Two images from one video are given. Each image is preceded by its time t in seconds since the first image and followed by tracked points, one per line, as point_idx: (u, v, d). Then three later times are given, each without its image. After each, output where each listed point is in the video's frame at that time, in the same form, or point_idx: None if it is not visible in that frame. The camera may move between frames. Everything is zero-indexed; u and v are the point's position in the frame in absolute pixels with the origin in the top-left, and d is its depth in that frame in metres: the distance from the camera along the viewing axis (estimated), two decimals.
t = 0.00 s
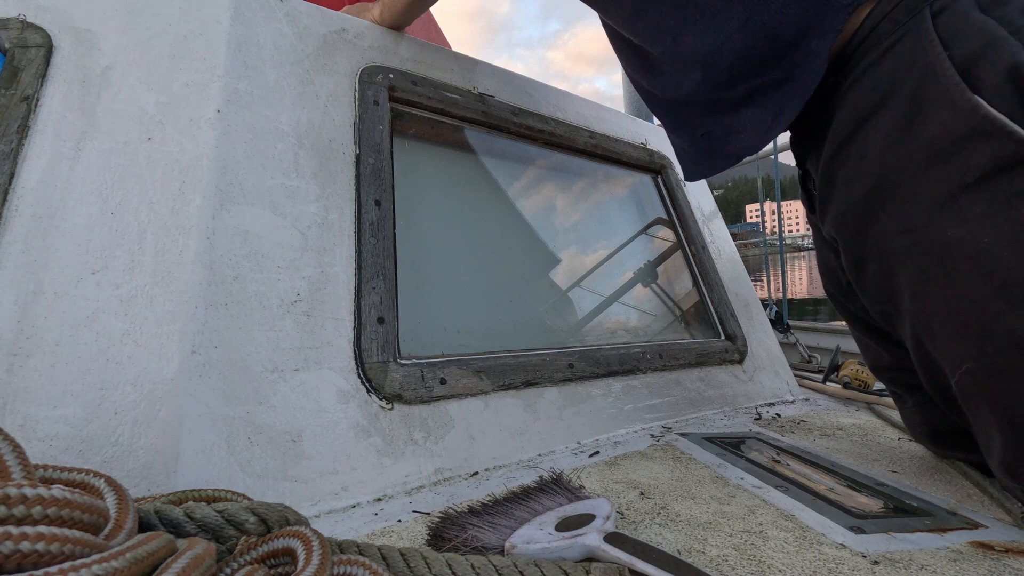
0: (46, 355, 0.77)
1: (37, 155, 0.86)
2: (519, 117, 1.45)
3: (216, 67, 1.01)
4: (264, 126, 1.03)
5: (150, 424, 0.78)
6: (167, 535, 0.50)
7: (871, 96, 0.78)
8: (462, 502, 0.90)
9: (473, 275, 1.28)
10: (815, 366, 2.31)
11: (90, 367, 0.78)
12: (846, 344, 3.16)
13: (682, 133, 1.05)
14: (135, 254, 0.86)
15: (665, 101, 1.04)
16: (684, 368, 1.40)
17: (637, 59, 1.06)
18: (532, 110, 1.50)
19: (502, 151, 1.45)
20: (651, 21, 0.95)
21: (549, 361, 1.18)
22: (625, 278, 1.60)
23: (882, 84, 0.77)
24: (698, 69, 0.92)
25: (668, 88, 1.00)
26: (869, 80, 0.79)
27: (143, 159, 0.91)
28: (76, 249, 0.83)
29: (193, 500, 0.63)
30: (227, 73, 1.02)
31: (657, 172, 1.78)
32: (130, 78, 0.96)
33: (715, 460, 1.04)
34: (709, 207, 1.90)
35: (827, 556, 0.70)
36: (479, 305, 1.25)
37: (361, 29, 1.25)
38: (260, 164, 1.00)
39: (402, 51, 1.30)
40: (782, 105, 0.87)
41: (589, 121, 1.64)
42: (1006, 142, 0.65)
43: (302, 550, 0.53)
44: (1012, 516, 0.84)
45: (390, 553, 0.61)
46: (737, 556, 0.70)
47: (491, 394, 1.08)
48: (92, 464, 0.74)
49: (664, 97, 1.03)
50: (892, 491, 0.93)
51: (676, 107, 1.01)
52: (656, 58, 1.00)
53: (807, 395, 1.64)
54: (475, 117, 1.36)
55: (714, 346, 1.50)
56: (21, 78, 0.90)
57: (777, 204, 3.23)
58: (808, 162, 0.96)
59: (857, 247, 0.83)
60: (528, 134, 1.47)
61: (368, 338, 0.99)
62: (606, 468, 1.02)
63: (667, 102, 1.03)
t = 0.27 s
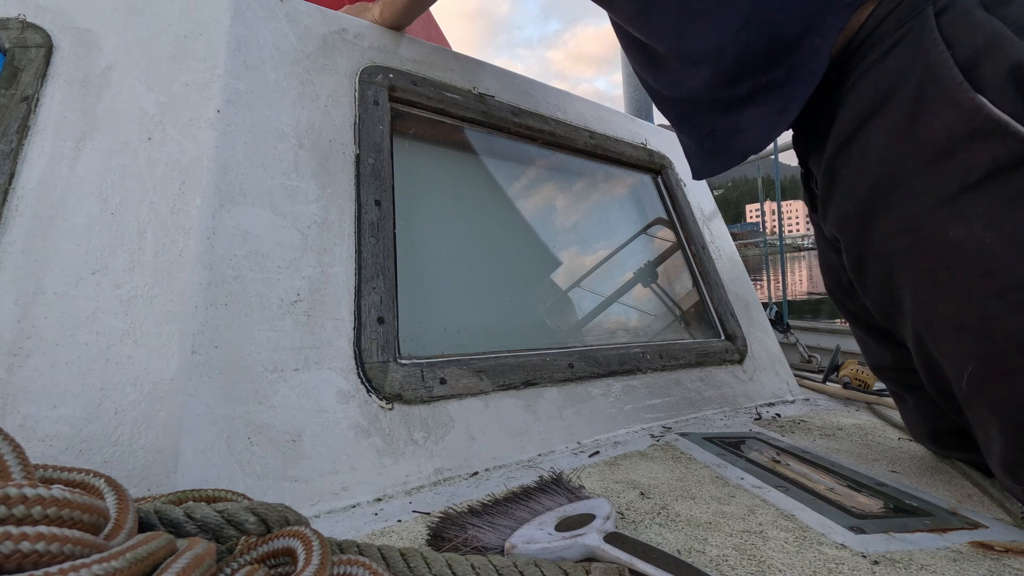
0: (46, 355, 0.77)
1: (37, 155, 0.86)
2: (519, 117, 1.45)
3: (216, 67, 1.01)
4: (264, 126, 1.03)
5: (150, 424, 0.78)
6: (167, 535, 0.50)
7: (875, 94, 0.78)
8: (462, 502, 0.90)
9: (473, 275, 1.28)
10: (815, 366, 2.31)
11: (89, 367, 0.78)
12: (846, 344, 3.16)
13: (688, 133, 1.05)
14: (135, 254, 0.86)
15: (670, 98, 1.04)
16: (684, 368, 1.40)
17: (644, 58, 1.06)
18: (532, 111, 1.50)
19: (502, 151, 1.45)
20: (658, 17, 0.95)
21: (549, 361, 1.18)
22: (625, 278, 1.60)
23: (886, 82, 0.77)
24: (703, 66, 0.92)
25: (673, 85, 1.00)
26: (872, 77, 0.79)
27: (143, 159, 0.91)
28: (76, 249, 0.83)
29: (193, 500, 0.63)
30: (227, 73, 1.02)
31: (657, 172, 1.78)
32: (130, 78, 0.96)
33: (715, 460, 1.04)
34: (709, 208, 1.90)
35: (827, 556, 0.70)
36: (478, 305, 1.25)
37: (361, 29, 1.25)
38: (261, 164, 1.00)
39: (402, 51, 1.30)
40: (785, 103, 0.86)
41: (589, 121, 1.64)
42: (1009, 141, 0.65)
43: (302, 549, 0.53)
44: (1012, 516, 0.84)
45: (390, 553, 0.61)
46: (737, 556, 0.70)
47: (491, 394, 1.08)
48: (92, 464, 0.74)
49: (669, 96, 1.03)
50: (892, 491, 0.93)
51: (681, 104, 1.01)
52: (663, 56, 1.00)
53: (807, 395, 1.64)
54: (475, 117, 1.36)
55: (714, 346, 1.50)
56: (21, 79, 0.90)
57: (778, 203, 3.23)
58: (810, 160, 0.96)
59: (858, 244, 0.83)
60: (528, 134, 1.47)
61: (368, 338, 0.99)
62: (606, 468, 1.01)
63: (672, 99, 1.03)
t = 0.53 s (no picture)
0: (46, 355, 0.77)
1: (37, 155, 0.86)
2: (519, 117, 1.45)
3: (216, 67, 1.01)
4: (264, 126, 1.03)
5: (150, 424, 0.78)
6: (168, 535, 0.50)
7: (897, 88, 0.78)
8: (462, 502, 0.90)
9: (473, 275, 1.28)
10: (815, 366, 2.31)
11: (89, 367, 0.78)
12: (846, 344, 3.17)
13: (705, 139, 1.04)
14: (135, 254, 0.86)
15: (682, 100, 1.03)
16: (684, 368, 1.40)
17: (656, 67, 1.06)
18: (533, 111, 1.50)
19: (502, 151, 1.45)
20: (669, 22, 0.95)
21: (549, 361, 1.18)
22: (625, 278, 1.60)
23: (908, 75, 0.77)
24: (719, 68, 0.92)
25: (686, 87, 1.00)
26: (896, 71, 0.79)
27: (143, 159, 0.91)
28: (76, 249, 0.83)
29: (193, 500, 0.63)
30: (227, 73, 1.02)
31: (657, 172, 1.78)
32: (130, 78, 0.96)
33: (715, 460, 1.04)
34: (709, 208, 1.90)
35: (827, 556, 0.70)
36: (479, 305, 1.25)
37: (361, 29, 1.25)
38: (261, 164, 1.00)
39: (402, 51, 1.30)
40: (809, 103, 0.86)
41: (589, 122, 1.64)
42: None
43: (302, 549, 0.53)
44: (1012, 516, 0.84)
45: (390, 553, 0.61)
46: (737, 556, 0.70)
47: (491, 394, 1.08)
48: (92, 464, 0.74)
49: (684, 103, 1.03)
50: (892, 491, 0.93)
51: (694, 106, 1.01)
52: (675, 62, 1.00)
53: (807, 395, 1.64)
54: (475, 117, 1.36)
55: (714, 346, 1.50)
56: (21, 78, 0.90)
57: (778, 204, 3.23)
58: (824, 155, 0.97)
59: (873, 238, 0.84)
60: (528, 134, 1.47)
61: (368, 338, 0.99)
62: (606, 468, 1.02)
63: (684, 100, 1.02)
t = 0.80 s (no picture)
0: (46, 355, 0.77)
1: (37, 155, 0.86)
2: (519, 116, 1.45)
3: (216, 67, 1.01)
4: (264, 126, 1.03)
5: (150, 424, 0.78)
6: (167, 535, 0.50)
7: None
8: (462, 502, 0.90)
9: (474, 275, 1.28)
10: (815, 366, 2.31)
11: (89, 367, 0.78)
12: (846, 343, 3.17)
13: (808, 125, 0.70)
14: (135, 254, 0.86)
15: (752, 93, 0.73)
16: (684, 368, 1.40)
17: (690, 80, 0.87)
18: (533, 111, 1.50)
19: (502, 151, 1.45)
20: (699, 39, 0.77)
21: (549, 361, 1.18)
22: (625, 278, 1.60)
23: None
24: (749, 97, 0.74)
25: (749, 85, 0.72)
26: None
27: (143, 159, 0.91)
28: (76, 249, 0.83)
29: (193, 500, 0.63)
30: (227, 73, 1.02)
31: (657, 172, 1.77)
32: (130, 78, 0.96)
33: (716, 460, 1.04)
34: (710, 207, 1.90)
35: (827, 556, 0.70)
36: (478, 305, 1.25)
37: (361, 29, 1.25)
38: (261, 164, 1.00)
39: (402, 50, 1.30)
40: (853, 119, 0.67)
41: (589, 121, 1.64)
42: None
43: (302, 549, 0.53)
44: (1012, 516, 0.84)
45: (391, 553, 0.61)
46: (737, 556, 0.70)
47: (491, 394, 1.08)
48: (92, 464, 0.74)
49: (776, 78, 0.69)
50: (892, 491, 0.93)
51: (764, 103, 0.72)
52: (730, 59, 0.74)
53: (807, 395, 1.64)
54: (475, 117, 1.36)
55: (714, 346, 1.50)
56: (21, 79, 0.90)
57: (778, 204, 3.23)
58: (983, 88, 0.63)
59: (918, 230, 0.67)
60: (528, 134, 1.46)
61: (368, 338, 0.99)
62: (606, 468, 1.02)
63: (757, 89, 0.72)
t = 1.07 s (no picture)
0: (46, 355, 0.77)
1: (37, 155, 0.86)
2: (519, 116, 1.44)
3: (216, 67, 1.01)
4: (264, 126, 1.03)
5: (150, 424, 0.78)
6: (167, 535, 0.50)
7: None
8: (462, 502, 0.90)
9: (474, 275, 1.28)
10: (815, 366, 2.31)
11: (89, 367, 0.78)
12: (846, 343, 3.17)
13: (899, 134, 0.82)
14: (135, 254, 0.86)
15: (850, 83, 0.82)
16: (684, 368, 1.40)
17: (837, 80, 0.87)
18: (533, 111, 1.49)
19: (502, 151, 1.45)
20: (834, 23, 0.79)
21: (549, 361, 1.18)
22: (625, 278, 1.60)
23: None
24: (845, 80, 0.83)
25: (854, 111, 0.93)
26: None
27: (143, 159, 0.91)
28: (76, 249, 0.83)
29: (193, 500, 0.63)
30: (227, 73, 1.02)
31: (657, 172, 1.77)
32: (130, 78, 0.96)
33: (716, 460, 1.04)
34: (710, 208, 1.90)
35: (827, 556, 0.70)
36: (478, 305, 1.25)
37: (361, 29, 1.25)
38: (261, 164, 1.00)
39: (402, 50, 1.30)
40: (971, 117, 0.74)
41: (589, 121, 1.64)
42: None
43: (302, 549, 0.53)
44: (1012, 516, 0.84)
45: (390, 553, 0.61)
46: (737, 556, 0.70)
47: (491, 394, 1.08)
48: (92, 464, 0.74)
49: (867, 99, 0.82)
50: (892, 491, 0.93)
51: (870, 96, 0.81)
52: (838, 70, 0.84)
53: (807, 395, 1.64)
54: (475, 117, 1.36)
55: (714, 346, 1.49)
56: (21, 79, 0.90)
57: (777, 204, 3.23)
58: None
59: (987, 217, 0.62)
60: (528, 135, 1.46)
61: (368, 338, 0.99)
62: (606, 468, 1.02)
63: (863, 81, 0.80)
